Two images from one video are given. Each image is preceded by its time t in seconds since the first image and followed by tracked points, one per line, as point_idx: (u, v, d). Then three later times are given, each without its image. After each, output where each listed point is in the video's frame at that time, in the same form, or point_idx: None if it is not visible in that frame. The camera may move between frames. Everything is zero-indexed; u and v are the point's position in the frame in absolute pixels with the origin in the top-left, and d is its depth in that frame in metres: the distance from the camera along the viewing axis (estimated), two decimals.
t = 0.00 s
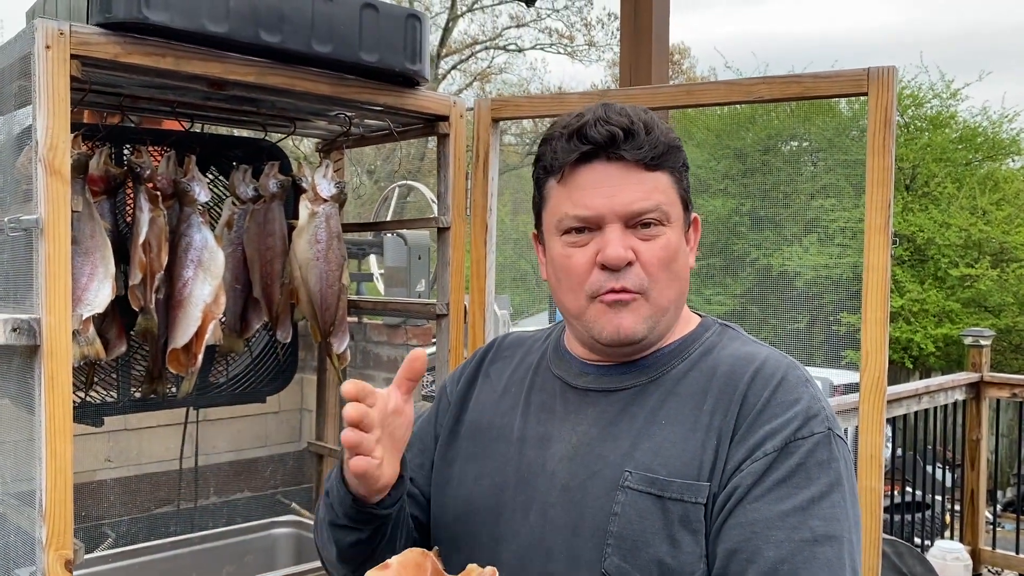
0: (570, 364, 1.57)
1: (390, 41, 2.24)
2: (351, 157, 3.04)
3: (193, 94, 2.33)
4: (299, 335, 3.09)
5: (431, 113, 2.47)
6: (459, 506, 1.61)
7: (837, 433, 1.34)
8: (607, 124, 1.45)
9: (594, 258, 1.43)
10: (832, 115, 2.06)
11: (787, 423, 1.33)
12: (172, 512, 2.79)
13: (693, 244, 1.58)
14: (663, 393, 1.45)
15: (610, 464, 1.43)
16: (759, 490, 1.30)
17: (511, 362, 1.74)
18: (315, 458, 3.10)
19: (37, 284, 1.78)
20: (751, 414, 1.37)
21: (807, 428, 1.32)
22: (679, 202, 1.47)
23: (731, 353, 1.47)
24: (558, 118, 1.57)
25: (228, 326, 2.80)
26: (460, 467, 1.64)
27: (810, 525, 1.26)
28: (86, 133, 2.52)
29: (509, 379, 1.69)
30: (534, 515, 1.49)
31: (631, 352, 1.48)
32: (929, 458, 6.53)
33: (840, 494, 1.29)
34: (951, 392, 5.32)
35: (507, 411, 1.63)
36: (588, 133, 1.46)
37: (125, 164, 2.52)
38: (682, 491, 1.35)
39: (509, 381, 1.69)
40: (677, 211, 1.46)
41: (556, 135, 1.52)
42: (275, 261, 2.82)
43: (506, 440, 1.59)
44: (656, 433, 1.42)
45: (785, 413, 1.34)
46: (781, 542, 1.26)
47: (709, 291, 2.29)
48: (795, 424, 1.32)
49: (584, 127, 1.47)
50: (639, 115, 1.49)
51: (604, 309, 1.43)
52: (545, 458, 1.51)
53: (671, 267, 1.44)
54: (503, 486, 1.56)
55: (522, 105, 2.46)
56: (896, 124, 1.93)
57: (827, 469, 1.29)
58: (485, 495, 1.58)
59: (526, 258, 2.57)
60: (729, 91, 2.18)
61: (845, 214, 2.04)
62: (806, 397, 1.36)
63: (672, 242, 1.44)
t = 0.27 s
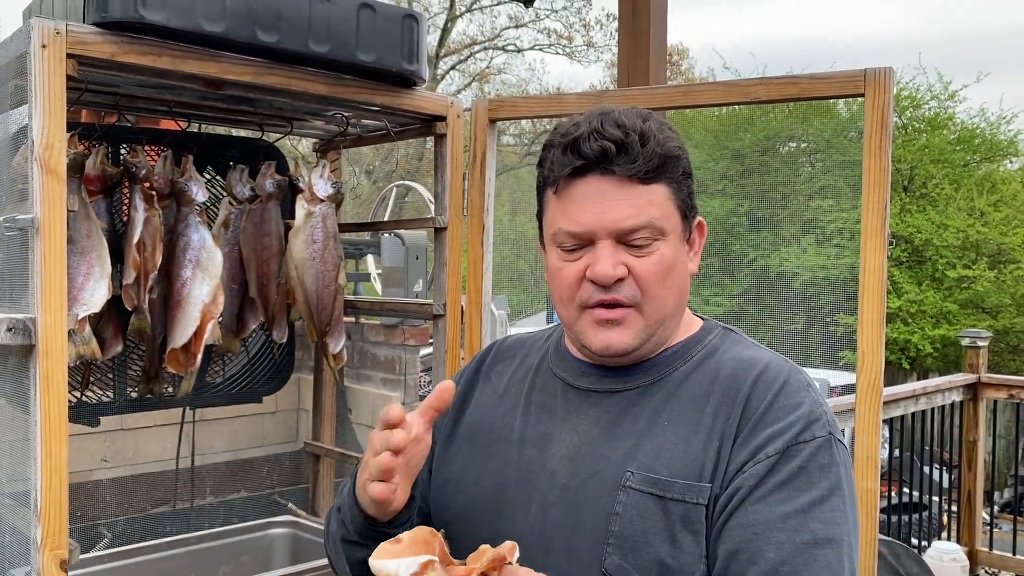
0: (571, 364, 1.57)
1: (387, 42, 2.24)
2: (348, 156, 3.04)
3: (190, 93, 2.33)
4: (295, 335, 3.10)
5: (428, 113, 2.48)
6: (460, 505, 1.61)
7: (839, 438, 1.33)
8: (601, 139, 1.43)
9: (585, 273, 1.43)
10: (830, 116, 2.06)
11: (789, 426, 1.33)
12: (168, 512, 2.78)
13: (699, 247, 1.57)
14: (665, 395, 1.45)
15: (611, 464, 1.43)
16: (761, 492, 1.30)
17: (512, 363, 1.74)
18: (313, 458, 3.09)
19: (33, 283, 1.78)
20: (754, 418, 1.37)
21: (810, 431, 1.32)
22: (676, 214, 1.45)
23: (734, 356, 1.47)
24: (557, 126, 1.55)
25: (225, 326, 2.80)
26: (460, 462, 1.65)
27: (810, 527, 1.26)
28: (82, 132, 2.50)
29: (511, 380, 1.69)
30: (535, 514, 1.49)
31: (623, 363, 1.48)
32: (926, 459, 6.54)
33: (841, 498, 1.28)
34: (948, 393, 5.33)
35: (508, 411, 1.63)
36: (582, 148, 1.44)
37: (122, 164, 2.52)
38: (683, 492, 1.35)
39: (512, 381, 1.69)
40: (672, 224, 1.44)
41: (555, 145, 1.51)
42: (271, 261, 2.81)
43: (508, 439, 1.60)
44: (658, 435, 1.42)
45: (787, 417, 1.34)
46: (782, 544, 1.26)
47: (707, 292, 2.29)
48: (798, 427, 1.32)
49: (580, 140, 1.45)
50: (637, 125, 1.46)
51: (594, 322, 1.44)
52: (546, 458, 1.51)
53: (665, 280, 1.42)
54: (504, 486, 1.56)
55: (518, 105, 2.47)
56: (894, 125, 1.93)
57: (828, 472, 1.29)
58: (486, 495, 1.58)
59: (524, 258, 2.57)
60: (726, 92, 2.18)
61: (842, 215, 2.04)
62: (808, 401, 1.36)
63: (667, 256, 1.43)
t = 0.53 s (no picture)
0: (570, 370, 1.57)
1: (384, 45, 2.24)
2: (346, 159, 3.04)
3: (187, 97, 2.33)
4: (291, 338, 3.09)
5: (425, 117, 2.49)
6: (462, 509, 1.62)
7: (836, 445, 1.33)
8: (613, 135, 1.44)
9: (592, 266, 1.44)
10: (827, 120, 2.06)
11: (786, 434, 1.33)
12: (164, 515, 2.78)
13: (701, 252, 1.57)
14: (664, 402, 1.45)
15: (611, 471, 1.43)
16: (758, 500, 1.30)
17: (512, 370, 1.74)
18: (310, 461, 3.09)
19: (30, 286, 1.78)
20: (751, 425, 1.36)
21: (807, 439, 1.32)
22: (684, 214, 1.46)
23: (732, 363, 1.47)
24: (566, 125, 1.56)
25: (223, 329, 2.81)
26: (459, 473, 1.66)
27: (807, 535, 1.26)
28: (79, 135, 2.51)
29: (511, 386, 1.70)
30: (534, 521, 1.49)
31: (627, 359, 1.49)
32: (923, 460, 6.55)
33: (838, 505, 1.29)
34: (945, 395, 5.34)
35: (508, 419, 1.64)
36: (594, 143, 1.45)
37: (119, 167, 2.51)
38: (681, 500, 1.36)
39: (511, 388, 1.70)
40: (680, 222, 1.45)
41: (564, 142, 1.52)
42: (267, 264, 2.80)
43: (506, 446, 1.60)
44: (656, 442, 1.42)
45: (785, 424, 1.34)
46: (779, 552, 1.26)
47: (704, 295, 2.29)
48: (795, 435, 1.32)
49: (591, 136, 1.46)
50: (648, 125, 1.48)
51: (599, 315, 1.45)
52: (545, 464, 1.51)
53: (672, 277, 1.43)
54: (503, 492, 1.56)
55: (515, 109, 2.48)
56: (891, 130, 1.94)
57: (826, 480, 1.29)
58: (486, 500, 1.58)
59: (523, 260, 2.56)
60: (723, 95, 2.18)
61: (839, 218, 2.04)
62: (806, 408, 1.36)
63: (674, 253, 1.44)
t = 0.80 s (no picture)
0: (567, 372, 1.57)
1: (382, 44, 2.23)
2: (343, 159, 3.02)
3: (184, 97, 2.32)
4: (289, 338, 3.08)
5: (423, 117, 2.49)
6: (460, 512, 1.62)
7: (833, 447, 1.33)
8: (619, 141, 1.42)
9: (594, 273, 1.44)
10: (825, 121, 2.06)
11: (782, 436, 1.32)
12: (161, 516, 2.77)
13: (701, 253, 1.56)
14: (661, 404, 1.45)
15: (608, 473, 1.43)
16: (754, 503, 1.30)
17: (511, 371, 1.74)
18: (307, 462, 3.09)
19: (25, 287, 1.77)
20: (747, 427, 1.36)
21: (803, 442, 1.32)
22: (687, 220, 1.45)
23: (729, 364, 1.46)
24: (569, 125, 1.54)
25: (219, 329, 2.80)
26: (459, 474, 1.65)
27: (803, 538, 1.26)
28: (76, 135, 2.50)
29: (509, 388, 1.70)
30: (531, 524, 1.49)
31: (625, 363, 1.50)
32: (921, 462, 6.56)
33: (835, 508, 1.29)
34: (942, 397, 5.34)
35: (506, 421, 1.63)
36: (599, 149, 1.43)
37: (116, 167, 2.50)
38: (676, 503, 1.35)
39: (510, 390, 1.69)
40: (683, 229, 1.44)
41: (567, 144, 1.49)
42: (265, 264, 2.80)
43: (504, 449, 1.59)
44: (652, 444, 1.42)
45: (781, 427, 1.34)
46: (774, 555, 1.26)
47: (703, 296, 2.28)
48: (791, 438, 1.32)
49: (596, 141, 1.45)
50: (653, 129, 1.46)
51: (598, 321, 1.46)
52: (543, 466, 1.51)
53: (673, 284, 1.43)
54: (499, 495, 1.56)
55: (513, 110, 2.48)
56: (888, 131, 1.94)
57: (822, 482, 1.29)
58: (484, 503, 1.58)
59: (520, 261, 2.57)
60: (721, 97, 2.18)
61: (837, 219, 2.04)
62: (803, 410, 1.35)
63: (675, 260, 1.43)
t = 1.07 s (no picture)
0: (569, 374, 1.61)
1: (380, 45, 2.24)
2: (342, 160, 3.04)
3: (184, 99, 2.33)
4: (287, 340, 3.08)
5: (421, 119, 2.49)
6: (463, 511, 1.66)
7: (830, 444, 1.34)
8: (579, 152, 1.46)
9: (563, 283, 1.49)
10: (822, 123, 2.07)
11: (778, 433, 1.34)
12: (159, 518, 2.77)
13: (695, 254, 1.56)
14: (659, 403, 1.48)
15: (606, 472, 1.46)
16: (746, 500, 1.31)
17: (514, 372, 1.78)
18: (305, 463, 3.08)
19: (23, 288, 1.77)
20: (743, 425, 1.38)
21: (799, 439, 1.33)
22: (659, 224, 1.45)
23: (727, 364, 1.48)
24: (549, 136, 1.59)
25: (217, 331, 2.80)
26: (463, 474, 1.69)
27: (795, 535, 1.27)
28: (74, 137, 2.50)
29: (512, 389, 1.73)
30: (532, 523, 1.52)
31: (608, 368, 1.53)
32: (918, 464, 6.56)
33: (830, 505, 1.29)
34: (939, 398, 5.35)
35: (508, 421, 1.67)
36: (563, 161, 1.48)
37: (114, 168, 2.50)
38: (671, 501, 1.38)
39: (513, 391, 1.73)
40: (653, 234, 1.44)
41: (542, 157, 1.56)
42: (263, 266, 2.79)
43: (507, 448, 1.63)
44: (649, 444, 1.44)
45: (776, 424, 1.35)
46: (765, 551, 1.27)
47: (700, 297, 2.29)
48: (786, 435, 1.33)
49: (562, 153, 1.49)
50: (622, 135, 1.48)
51: (573, 330, 1.49)
52: (544, 465, 1.55)
53: (644, 291, 1.44)
54: (502, 495, 1.59)
55: (511, 112, 2.49)
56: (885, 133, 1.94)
57: (818, 479, 1.30)
58: (486, 502, 1.61)
59: (520, 264, 2.60)
60: (718, 99, 2.19)
61: (835, 221, 2.04)
62: (800, 408, 1.37)
63: (645, 266, 1.44)
